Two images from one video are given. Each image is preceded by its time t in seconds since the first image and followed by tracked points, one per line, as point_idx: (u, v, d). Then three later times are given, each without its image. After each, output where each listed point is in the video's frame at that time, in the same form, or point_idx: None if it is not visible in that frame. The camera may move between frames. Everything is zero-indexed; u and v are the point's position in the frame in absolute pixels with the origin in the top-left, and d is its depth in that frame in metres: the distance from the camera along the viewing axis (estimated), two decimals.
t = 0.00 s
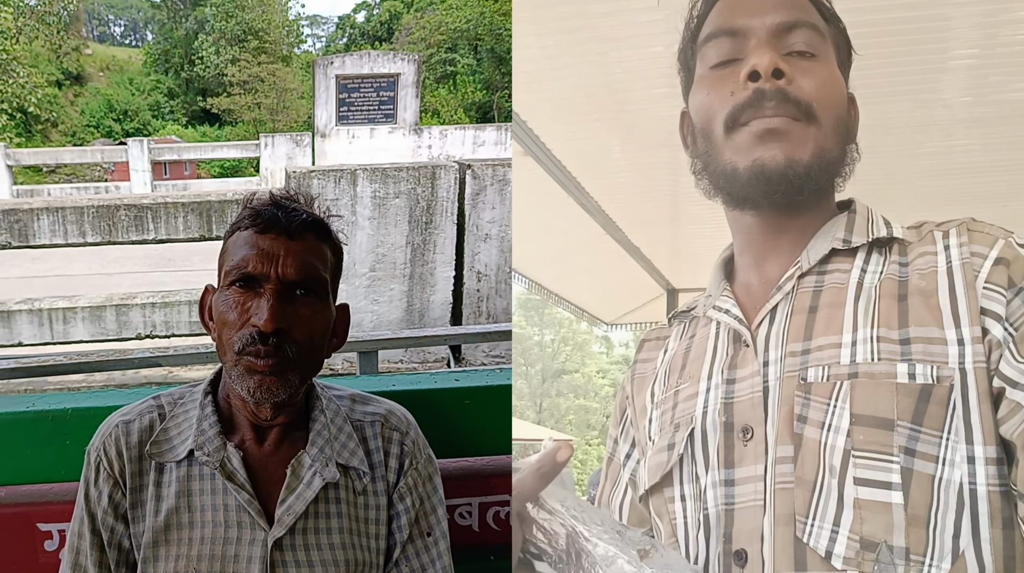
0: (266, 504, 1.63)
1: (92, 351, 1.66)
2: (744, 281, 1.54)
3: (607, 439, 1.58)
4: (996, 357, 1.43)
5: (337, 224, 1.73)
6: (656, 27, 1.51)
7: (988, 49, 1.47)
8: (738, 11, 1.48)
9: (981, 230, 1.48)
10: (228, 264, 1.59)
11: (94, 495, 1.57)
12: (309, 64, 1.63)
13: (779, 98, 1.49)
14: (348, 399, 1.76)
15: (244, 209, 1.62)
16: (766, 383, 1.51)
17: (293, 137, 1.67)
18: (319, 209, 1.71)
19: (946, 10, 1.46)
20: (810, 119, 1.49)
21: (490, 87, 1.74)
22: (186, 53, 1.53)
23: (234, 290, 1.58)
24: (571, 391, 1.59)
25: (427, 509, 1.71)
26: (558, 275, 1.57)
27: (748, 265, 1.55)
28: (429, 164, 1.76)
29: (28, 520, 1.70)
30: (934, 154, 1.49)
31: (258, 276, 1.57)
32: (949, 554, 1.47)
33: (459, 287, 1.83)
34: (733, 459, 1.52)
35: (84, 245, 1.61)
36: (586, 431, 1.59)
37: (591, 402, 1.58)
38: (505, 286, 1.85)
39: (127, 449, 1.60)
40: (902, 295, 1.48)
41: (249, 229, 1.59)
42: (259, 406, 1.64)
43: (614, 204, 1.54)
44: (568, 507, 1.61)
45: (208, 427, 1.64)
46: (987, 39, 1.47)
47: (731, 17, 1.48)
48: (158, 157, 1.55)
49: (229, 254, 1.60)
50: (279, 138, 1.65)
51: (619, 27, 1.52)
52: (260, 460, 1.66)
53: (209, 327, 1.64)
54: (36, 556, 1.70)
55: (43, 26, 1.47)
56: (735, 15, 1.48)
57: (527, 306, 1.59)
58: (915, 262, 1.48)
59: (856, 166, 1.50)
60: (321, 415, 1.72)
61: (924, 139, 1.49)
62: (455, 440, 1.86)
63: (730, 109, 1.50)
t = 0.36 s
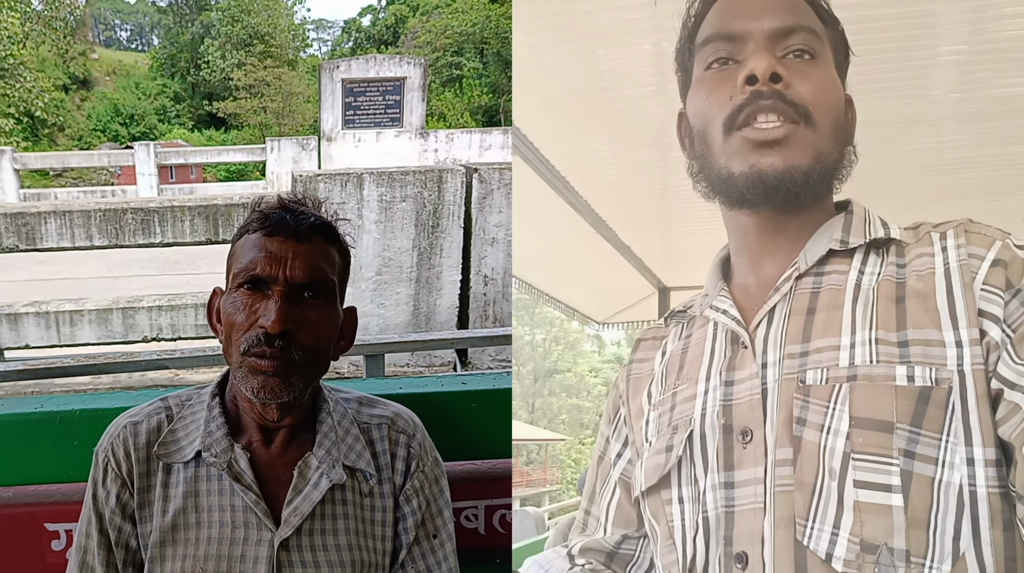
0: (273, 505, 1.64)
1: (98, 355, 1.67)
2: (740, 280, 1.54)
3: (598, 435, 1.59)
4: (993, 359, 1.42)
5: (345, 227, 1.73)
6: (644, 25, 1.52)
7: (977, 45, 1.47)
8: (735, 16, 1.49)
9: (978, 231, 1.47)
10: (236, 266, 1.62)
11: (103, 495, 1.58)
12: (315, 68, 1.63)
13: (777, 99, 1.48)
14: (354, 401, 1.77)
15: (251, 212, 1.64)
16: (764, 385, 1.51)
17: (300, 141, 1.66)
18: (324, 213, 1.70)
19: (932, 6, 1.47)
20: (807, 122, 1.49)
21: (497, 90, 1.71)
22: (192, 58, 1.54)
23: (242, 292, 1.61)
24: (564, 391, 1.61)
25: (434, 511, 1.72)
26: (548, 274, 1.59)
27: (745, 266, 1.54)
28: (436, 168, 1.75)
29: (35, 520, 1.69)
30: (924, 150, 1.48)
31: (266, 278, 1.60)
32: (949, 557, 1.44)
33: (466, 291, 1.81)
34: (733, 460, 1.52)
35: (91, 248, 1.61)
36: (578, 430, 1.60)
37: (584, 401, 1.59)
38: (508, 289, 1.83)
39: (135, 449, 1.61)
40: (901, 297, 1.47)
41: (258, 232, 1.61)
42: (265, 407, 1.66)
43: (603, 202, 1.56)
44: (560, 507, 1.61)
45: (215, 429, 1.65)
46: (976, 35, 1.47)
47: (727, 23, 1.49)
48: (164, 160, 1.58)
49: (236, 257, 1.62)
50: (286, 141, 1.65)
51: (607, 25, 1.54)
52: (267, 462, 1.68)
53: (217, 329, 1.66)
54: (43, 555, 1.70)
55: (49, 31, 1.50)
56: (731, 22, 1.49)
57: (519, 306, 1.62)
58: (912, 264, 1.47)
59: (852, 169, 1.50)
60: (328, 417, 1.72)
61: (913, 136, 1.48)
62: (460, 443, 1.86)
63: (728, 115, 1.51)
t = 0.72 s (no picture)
0: (276, 505, 1.64)
1: (98, 354, 1.67)
2: (739, 279, 1.55)
3: (602, 440, 1.59)
4: (992, 360, 1.43)
5: (345, 225, 1.73)
6: (652, 27, 1.52)
7: (981, 48, 1.47)
8: (734, 16, 1.48)
9: (978, 232, 1.48)
10: (237, 265, 1.61)
11: (104, 496, 1.58)
12: (314, 65, 1.62)
13: (774, 103, 1.49)
14: (356, 400, 1.77)
15: (251, 211, 1.63)
16: (765, 387, 1.50)
17: (298, 139, 1.65)
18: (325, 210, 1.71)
19: (939, 9, 1.47)
20: (803, 126, 1.49)
21: (496, 86, 1.70)
22: (189, 55, 1.54)
23: (243, 291, 1.60)
24: (565, 393, 1.60)
25: (437, 510, 1.74)
26: (551, 276, 1.58)
27: (744, 268, 1.55)
28: (435, 164, 1.75)
29: (37, 523, 1.70)
30: (926, 154, 1.48)
31: (267, 277, 1.59)
32: (950, 558, 1.45)
33: (466, 288, 1.82)
34: (734, 461, 1.52)
35: (90, 247, 1.61)
36: (581, 432, 1.59)
37: (586, 404, 1.59)
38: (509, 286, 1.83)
39: (136, 450, 1.61)
40: (900, 298, 1.47)
41: (258, 230, 1.61)
42: (268, 407, 1.65)
43: (606, 204, 1.55)
44: (560, 510, 1.61)
45: (217, 428, 1.65)
46: (980, 39, 1.47)
47: (727, 23, 1.49)
48: (162, 158, 1.56)
49: (237, 255, 1.62)
50: (284, 139, 1.64)
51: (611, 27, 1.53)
52: (269, 461, 1.68)
53: (218, 329, 1.66)
54: (45, 557, 1.71)
55: (46, 29, 1.49)
56: (730, 24, 1.48)
57: (522, 307, 1.61)
58: (913, 264, 1.48)
59: (851, 171, 1.50)
60: (331, 415, 1.72)
61: (917, 139, 1.48)
62: (461, 442, 1.85)
63: (727, 118, 1.50)
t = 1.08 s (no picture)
0: (264, 506, 1.65)
1: (90, 358, 1.66)
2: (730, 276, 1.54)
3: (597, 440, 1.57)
4: (992, 362, 1.43)
5: (334, 227, 1.73)
6: (648, 26, 1.51)
7: (979, 45, 1.46)
8: (728, 5, 1.47)
9: (978, 232, 1.47)
10: (223, 269, 1.62)
11: (91, 502, 1.59)
12: (309, 65, 1.61)
13: (772, 97, 1.48)
14: (345, 400, 1.78)
15: (239, 216, 1.63)
16: (764, 390, 1.50)
17: (293, 139, 1.65)
18: (318, 207, 1.72)
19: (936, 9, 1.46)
20: (802, 119, 1.48)
21: (491, 84, 1.70)
22: (185, 57, 1.52)
23: (229, 295, 1.62)
24: (565, 393, 1.57)
25: (426, 509, 1.73)
26: (551, 277, 1.56)
27: (737, 266, 1.54)
28: (429, 163, 1.74)
29: (28, 527, 1.69)
30: (923, 151, 1.48)
31: (253, 281, 1.61)
32: (959, 562, 1.44)
33: (461, 285, 1.82)
34: (735, 468, 1.51)
35: (84, 250, 1.59)
36: (580, 433, 1.57)
37: (585, 404, 1.57)
38: (505, 284, 1.84)
39: (123, 455, 1.61)
40: (902, 300, 1.47)
41: (245, 234, 1.62)
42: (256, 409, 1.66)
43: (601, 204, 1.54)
44: (558, 511, 1.59)
45: (204, 431, 1.66)
46: (976, 35, 1.46)
47: (720, 11, 1.47)
48: (158, 160, 1.55)
49: (224, 259, 1.63)
50: (279, 139, 1.63)
51: (608, 26, 1.52)
52: (258, 462, 1.68)
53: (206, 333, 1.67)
54: (36, 561, 1.70)
55: (41, 33, 1.48)
56: (723, 12, 1.47)
57: (519, 309, 1.58)
58: (913, 265, 1.48)
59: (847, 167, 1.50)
60: (319, 416, 1.73)
61: (913, 136, 1.48)
62: (454, 440, 1.87)
63: (720, 111, 1.50)
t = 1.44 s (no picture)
0: (265, 483, 1.62)
1: (89, 338, 1.65)
2: (732, 281, 1.49)
3: (605, 457, 1.55)
4: (992, 358, 1.33)
5: (337, 207, 1.72)
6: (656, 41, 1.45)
7: (983, 60, 1.37)
8: (726, 12, 1.40)
9: (978, 227, 1.37)
10: (226, 244, 1.57)
11: (91, 476, 1.56)
12: (311, 51, 1.60)
13: (769, 105, 1.41)
14: (347, 380, 1.76)
15: (243, 186, 1.60)
16: (760, 387, 1.44)
17: (295, 125, 1.64)
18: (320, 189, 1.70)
19: (940, 25, 1.37)
20: (800, 127, 1.41)
21: (494, 73, 1.71)
22: (185, 40, 1.49)
23: (232, 270, 1.57)
24: (570, 408, 1.57)
25: (428, 490, 1.70)
26: (554, 291, 1.55)
27: (738, 267, 1.48)
28: (432, 149, 1.75)
29: (25, 504, 1.69)
30: (928, 165, 1.38)
31: (256, 255, 1.56)
32: (955, 560, 1.36)
33: (460, 273, 1.82)
34: (728, 466, 1.46)
35: (83, 232, 1.59)
36: (584, 448, 1.56)
37: (590, 419, 1.55)
38: (506, 274, 1.86)
39: (123, 430, 1.58)
40: (900, 294, 1.39)
41: (247, 208, 1.57)
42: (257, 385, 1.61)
43: (610, 218, 1.50)
44: (563, 526, 1.58)
45: (205, 407, 1.63)
46: (982, 52, 1.37)
47: (718, 19, 1.41)
48: (157, 145, 1.52)
49: (225, 234, 1.58)
50: (280, 125, 1.62)
51: (615, 41, 1.47)
52: (259, 438, 1.65)
53: (207, 309, 1.62)
54: (34, 539, 1.69)
55: (40, 13, 1.47)
56: (721, 19, 1.41)
57: (525, 323, 1.58)
58: (912, 260, 1.39)
59: (846, 171, 1.42)
60: (321, 395, 1.70)
61: (918, 151, 1.39)
62: (452, 424, 1.86)
63: (719, 117, 1.44)
